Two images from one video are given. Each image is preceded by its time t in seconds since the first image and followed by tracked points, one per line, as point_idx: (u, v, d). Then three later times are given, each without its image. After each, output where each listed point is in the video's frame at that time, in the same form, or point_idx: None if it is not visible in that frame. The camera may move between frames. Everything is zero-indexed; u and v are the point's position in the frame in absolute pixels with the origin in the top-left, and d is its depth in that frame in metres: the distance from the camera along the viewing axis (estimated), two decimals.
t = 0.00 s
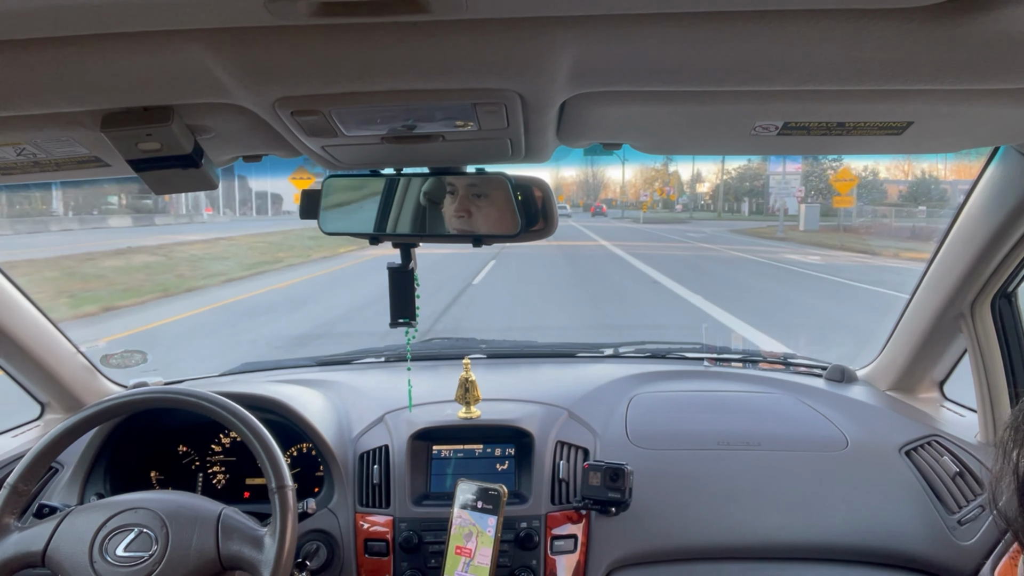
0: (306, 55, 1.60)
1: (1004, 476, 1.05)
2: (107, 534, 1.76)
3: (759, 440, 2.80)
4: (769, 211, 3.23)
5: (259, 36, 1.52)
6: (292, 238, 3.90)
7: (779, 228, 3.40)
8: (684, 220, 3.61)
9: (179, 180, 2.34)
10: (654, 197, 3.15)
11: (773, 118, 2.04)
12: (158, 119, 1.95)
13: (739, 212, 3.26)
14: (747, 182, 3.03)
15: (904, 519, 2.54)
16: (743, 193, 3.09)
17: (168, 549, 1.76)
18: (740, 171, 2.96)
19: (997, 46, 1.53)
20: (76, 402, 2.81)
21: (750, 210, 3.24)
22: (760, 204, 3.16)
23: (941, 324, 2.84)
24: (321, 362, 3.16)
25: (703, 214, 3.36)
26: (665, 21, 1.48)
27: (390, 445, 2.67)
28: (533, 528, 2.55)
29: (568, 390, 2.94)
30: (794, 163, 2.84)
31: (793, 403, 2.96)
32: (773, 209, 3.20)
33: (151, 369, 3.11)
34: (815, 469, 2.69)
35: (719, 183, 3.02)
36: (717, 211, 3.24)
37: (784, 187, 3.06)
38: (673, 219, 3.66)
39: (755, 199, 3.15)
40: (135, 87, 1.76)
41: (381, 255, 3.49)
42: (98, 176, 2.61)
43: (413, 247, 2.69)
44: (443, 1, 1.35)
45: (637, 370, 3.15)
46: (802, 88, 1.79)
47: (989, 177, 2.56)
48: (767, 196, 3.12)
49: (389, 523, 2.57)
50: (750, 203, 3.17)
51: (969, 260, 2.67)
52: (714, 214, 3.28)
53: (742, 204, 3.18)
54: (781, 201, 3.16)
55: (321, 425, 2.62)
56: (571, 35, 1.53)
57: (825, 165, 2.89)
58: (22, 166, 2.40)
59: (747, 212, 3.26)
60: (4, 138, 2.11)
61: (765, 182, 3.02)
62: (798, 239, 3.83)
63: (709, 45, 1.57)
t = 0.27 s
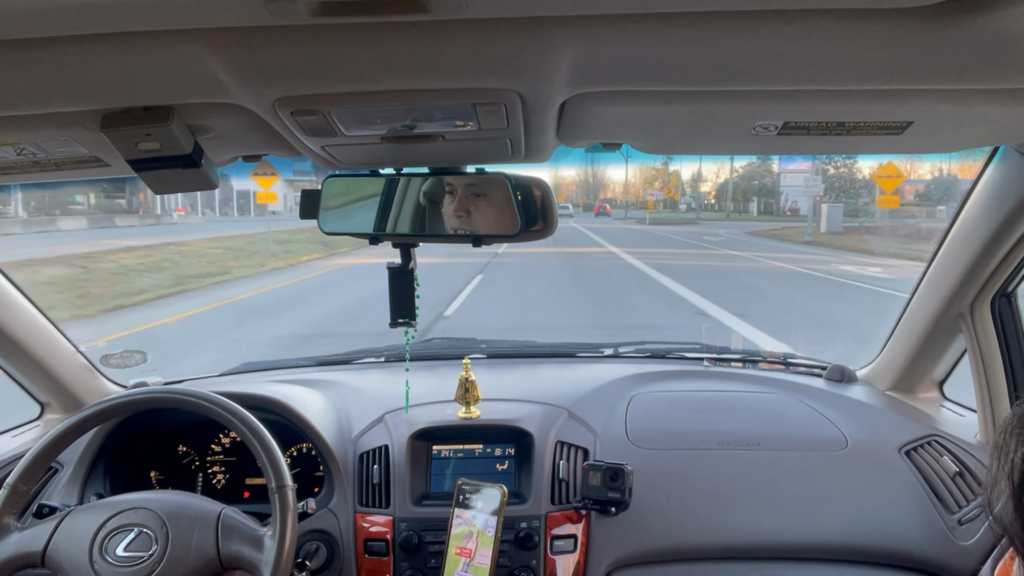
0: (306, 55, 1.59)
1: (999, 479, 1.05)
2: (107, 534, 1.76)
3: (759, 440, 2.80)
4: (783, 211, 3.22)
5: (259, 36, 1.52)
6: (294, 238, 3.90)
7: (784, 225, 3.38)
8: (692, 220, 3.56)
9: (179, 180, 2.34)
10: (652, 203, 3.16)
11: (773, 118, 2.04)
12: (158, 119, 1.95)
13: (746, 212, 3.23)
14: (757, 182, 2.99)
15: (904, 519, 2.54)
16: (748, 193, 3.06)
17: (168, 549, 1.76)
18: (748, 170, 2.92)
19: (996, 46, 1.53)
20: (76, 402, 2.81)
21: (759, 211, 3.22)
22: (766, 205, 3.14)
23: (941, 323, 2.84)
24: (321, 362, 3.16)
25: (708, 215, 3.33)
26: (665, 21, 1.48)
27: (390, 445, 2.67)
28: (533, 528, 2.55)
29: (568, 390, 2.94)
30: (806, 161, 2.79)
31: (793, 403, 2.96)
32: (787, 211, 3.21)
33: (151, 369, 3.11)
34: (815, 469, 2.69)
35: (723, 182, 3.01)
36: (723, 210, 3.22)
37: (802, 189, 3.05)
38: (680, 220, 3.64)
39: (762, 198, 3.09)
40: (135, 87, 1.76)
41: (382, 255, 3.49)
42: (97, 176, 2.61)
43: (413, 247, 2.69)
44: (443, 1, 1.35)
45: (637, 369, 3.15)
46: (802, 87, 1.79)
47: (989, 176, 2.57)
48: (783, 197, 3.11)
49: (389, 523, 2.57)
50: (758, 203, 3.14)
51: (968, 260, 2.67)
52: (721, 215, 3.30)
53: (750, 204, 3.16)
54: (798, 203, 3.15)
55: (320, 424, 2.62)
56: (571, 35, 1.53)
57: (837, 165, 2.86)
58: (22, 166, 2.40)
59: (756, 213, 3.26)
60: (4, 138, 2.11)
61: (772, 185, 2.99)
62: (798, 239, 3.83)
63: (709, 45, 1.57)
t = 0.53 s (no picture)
0: (306, 56, 1.59)
1: (1001, 479, 1.05)
2: (106, 534, 1.76)
3: (758, 441, 2.80)
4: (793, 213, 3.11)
5: (259, 37, 1.52)
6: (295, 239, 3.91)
7: (789, 228, 3.40)
8: (701, 220, 3.54)
9: (179, 180, 2.34)
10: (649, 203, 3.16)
11: (773, 119, 2.04)
12: (158, 120, 1.95)
13: (756, 213, 3.20)
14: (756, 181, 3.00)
15: (904, 520, 2.55)
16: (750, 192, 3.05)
17: (167, 549, 1.76)
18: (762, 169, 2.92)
19: (996, 47, 1.53)
20: (76, 402, 2.81)
21: (768, 212, 3.17)
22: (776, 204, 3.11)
23: (941, 324, 2.84)
24: (321, 362, 3.16)
25: (715, 216, 3.35)
26: (665, 22, 1.48)
27: (390, 446, 2.67)
28: (532, 529, 2.55)
29: (568, 391, 2.94)
30: (818, 160, 2.79)
31: (793, 404, 2.96)
32: (799, 212, 3.09)
33: (151, 369, 3.11)
34: (815, 470, 2.69)
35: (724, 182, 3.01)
36: (731, 211, 3.21)
37: (812, 188, 2.96)
38: (688, 221, 3.62)
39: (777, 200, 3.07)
40: (135, 87, 1.77)
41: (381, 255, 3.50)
42: (98, 176, 2.61)
43: (413, 247, 2.69)
44: (443, 1, 1.35)
45: (636, 370, 3.15)
46: (802, 88, 1.79)
47: (989, 178, 2.57)
48: (792, 197, 3.03)
49: (389, 523, 2.57)
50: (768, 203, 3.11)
51: (968, 261, 2.67)
52: (731, 216, 3.24)
53: (758, 204, 3.14)
54: (809, 203, 3.03)
55: (320, 425, 2.62)
56: (572, 36, 1.53)
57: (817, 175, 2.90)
58: (22, 166, 2.40)
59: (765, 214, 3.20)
60: (4, 138, 2.11)
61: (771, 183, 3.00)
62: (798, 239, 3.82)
63: (709, 46, 1.57)
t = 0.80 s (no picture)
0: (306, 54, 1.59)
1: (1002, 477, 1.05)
2: (106, 533, 1.76)
3: (758, 440, 2.80)
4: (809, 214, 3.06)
5: (260, 35, 1.52)
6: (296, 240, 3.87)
7: (804, 229, 3.36)
8: (716, 223, 3.54)
9: (180, 179, 2.34)
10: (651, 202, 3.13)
11: (774, 118, 2.04)
12: (158, 118, 1.95)
13: (768, 213, 3.19)
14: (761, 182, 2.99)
15: (904, 520, 2.55)
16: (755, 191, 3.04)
17: (167, 547, 1.76)
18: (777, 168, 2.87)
19: (997, 47, 1.53)
20: (77, 401, 2.82)
21: (779, 213, 3.15)
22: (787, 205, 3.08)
23: (941, 324, 2.84)
24: (321, 361, 3.16)
25: (726, 217, 3.34)
26: (665, 21, 1.48)
27: (390, 445, 2.67)
28: (532, 528, 2.55)
29: (568, 390, 2.94)
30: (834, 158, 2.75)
31: (793, 403, 2.96)
32: (815, 213, 3.05)
33: (151, 368, 3.12)
34: (815, 470, 2.69)
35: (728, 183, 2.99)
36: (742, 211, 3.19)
37: (828, 187, 2.93)
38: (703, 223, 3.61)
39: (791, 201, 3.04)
40: (135, 86, 1.77)
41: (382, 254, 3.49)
42: (98, 175, 2.61)
43: (414, 246, 2.69)
44: (443, 0, 1.35)
45: (636, 369, 3.15)
46: (802, 88, 1.79)
47: (989, 177, 2.56)
48: (807, 196, 2.99)
49: (389, 522, 2.57)
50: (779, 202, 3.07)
51: (968, 261, 2.67)
52: (743, 216, 3.27)
53: (770, 204, 3.11)
54: (826, 203, 2.99)
55: (320, 424, 2.62)
56: (572, 34, 1.53)
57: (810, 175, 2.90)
58: (23, 164, 2.40)
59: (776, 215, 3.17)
60: (4, 137, 2.11)
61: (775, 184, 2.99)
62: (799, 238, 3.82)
63: (710, 45, 1.57)
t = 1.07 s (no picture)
0: (307, 55, 1.60)
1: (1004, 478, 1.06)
2: (106, 534, 1.76)
3: (758, 442, 2.80)
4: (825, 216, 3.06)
5: (261, 36, 1.52)
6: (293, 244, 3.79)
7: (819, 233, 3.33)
8: (730, 225, 3.48)
9: (180, 180, 2.34)
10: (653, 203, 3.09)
11: (774, 120, 2.04)
12: (159, 119, 1.95)
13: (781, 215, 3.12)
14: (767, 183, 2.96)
15: (904, 522, 2.54)
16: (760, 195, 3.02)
17: (166, 549, 1.76)
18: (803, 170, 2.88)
19: (997, 49, 1.53)
20: (77, 402, 2.81)
21: (792, 214, 3.10)
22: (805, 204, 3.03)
23: (941, 326, 2.84)
24: (321, 362, 3.16)
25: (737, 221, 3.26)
26: (666, 22, 1.48)
27: (390, 446, 2.67)
28: (532, 529, 2.55)
29: (568, 391, 2.94)
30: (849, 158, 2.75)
31: (793, 405, 2.96)
32: (830, 213, 3.04)
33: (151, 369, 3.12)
34: (815, 472, 2.69)
35: (735, 186, 2.96)
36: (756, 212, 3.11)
37: (845, 186, 2.94)
38: (716, 226, 3.57)
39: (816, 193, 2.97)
40: (136, 87, 1.77)
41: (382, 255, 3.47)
42: (99, 176, 2.61)
43: (414, 247, 2.69)
44: (444, 2, 1.35)
45: (636, 371, 3.15)
46: (803, 90, 1.79)
47: (989, 179, 2.56)
48: (822, 196, 3.00)
49: (389, 523, 2.57)
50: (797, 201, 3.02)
51: (969, 263, 2.67)
52: (755, 218, 3.15)
53: (783, 203, 3.06)
54: (842, 203, 2.99)
55: (320, 425, 2.62)
56: (572, 36, 1.53)
57: (811, 166, 2.87)
58: (23, 165, 2.40)
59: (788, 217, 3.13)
60: (5, 138, 2.11)
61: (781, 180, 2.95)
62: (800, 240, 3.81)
63: (710, 47, 1.57)
